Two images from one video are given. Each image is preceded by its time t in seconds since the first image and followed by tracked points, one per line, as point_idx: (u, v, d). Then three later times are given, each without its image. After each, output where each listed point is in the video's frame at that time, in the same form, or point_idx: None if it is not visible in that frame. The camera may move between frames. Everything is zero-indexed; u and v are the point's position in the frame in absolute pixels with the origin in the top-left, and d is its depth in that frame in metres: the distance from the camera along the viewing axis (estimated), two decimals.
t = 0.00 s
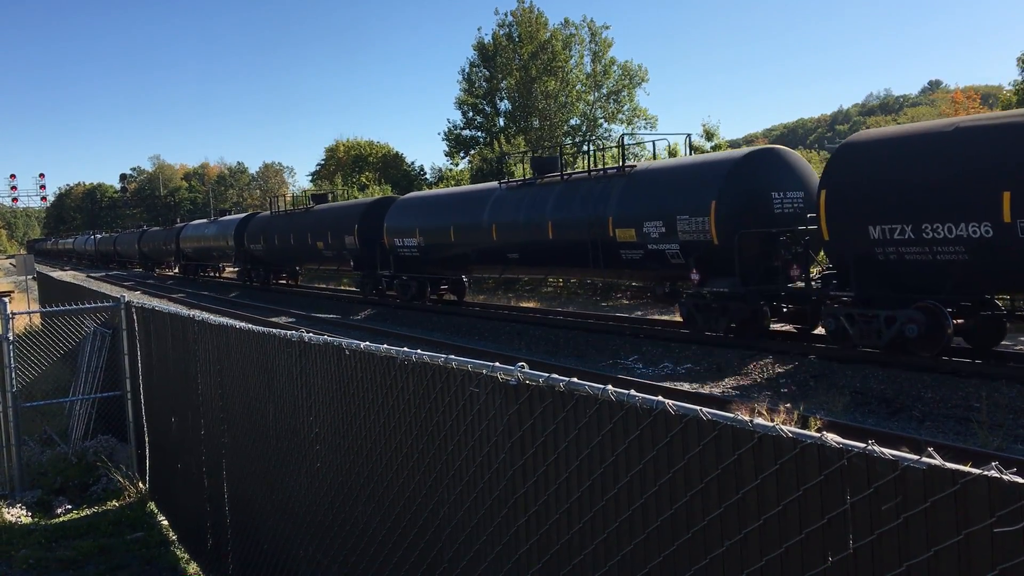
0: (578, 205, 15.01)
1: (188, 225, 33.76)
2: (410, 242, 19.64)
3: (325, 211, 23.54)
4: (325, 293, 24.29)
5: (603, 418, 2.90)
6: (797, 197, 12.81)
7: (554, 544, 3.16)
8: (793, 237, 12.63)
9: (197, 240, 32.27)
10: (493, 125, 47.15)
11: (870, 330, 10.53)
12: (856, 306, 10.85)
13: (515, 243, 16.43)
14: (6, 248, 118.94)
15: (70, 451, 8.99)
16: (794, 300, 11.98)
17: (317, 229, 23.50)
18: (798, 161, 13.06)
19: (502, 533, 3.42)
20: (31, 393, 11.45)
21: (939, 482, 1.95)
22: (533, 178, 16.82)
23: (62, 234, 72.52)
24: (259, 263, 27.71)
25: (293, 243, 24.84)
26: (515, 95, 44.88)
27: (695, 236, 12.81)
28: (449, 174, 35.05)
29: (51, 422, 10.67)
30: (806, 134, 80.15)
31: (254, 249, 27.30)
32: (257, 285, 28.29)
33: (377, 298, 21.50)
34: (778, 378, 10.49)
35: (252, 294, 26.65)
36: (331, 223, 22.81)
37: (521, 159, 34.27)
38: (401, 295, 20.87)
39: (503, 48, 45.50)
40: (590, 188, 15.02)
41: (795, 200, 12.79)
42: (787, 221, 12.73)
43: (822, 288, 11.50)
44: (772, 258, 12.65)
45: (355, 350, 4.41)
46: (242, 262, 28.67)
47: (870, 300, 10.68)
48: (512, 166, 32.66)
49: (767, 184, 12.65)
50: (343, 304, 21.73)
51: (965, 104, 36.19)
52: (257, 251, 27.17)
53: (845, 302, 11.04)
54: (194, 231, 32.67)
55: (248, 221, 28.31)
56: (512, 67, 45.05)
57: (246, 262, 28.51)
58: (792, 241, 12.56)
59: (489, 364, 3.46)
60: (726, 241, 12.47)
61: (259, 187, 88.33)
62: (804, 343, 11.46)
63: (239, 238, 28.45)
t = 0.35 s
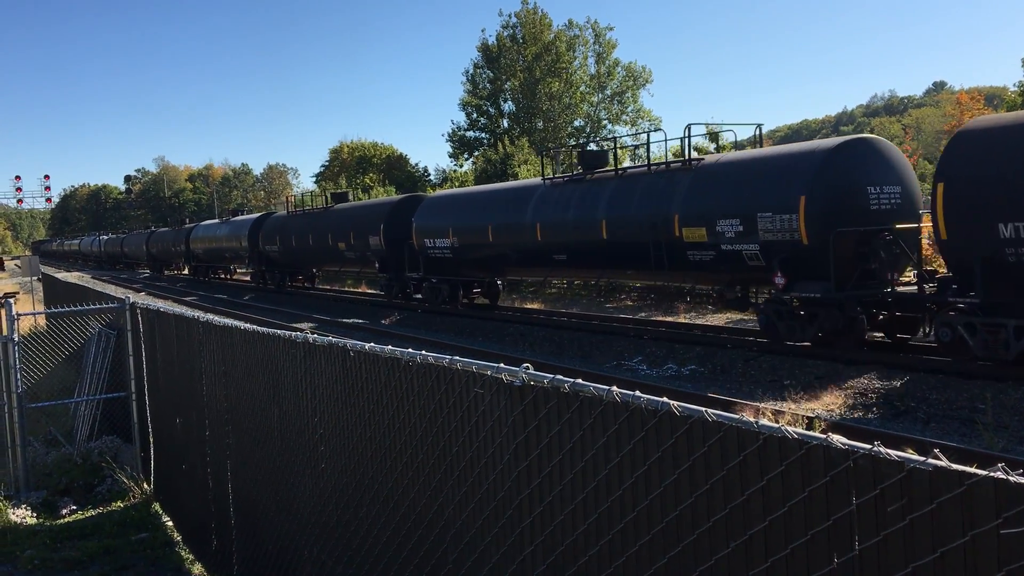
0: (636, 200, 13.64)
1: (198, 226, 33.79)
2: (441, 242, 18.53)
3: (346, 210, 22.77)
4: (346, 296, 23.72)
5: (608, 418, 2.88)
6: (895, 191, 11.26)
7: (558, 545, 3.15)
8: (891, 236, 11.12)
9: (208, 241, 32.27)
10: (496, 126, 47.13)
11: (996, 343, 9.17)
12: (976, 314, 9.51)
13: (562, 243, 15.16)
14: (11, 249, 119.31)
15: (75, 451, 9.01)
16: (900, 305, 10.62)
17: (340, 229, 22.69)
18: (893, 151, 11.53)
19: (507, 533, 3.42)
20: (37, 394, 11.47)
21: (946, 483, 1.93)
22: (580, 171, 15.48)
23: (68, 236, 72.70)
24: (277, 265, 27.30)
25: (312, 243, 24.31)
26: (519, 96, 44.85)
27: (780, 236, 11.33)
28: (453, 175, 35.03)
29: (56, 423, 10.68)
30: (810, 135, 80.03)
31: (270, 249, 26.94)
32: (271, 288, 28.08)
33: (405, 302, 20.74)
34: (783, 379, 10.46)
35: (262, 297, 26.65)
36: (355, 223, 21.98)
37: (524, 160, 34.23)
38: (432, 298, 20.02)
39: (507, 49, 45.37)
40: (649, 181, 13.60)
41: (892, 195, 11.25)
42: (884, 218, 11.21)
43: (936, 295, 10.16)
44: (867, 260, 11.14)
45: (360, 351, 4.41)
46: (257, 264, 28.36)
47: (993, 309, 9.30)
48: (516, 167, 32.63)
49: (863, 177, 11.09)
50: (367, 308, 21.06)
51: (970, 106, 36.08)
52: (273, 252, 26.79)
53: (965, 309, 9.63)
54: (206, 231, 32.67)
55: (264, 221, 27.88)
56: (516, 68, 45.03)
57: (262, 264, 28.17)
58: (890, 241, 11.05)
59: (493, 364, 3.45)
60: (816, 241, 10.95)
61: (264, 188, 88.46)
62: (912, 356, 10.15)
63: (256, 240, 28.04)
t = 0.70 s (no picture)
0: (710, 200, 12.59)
1: (212, 229, 33.67)
2: (483, 246, 17.62)
3: (374, 212, 22.08)
4: (372, 302, 23.09)
5: (614, 424, 2.88)
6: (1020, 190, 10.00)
7: (565, 551, 3.14)
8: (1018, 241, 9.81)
9: (222, 244, 32.10)
10: (503, 131, 47.26)
11: None
12: None
13: (622, 247, 14.16)
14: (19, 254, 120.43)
15: (82, 454, 9.03)
16: None
17: (369, 233, 21.96)
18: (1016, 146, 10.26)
19: (512, 539, 3.41)
20: (45, 397, 11.51)
21: (953, 489, 1.92)
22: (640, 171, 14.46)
23: (77, 239, 73.03)
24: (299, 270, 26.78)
25: (337, 247, 23.71)
26: (526, 101, 44.97)
27: (888, 239, 10.17)
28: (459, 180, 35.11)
29: (64, 426, 10.71)
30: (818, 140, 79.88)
31: (291, 253, 26.47)
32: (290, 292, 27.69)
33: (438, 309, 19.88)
34: (790, 385, 10.42)
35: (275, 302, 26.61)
36: (385, 226, 21.22)
37: (531, 165, 34.28)
38: (468, 306, 19.10)
39: (514, 54, 45.47)
40: (725, 180, 12.53)
41: (1016, 193, 9.99)
42: (1008, 220, 9.93)
43: None
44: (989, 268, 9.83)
45: (367, 355, 4.41)
46: (278, 269, 27.89)
47: None
48: (523, 172, 32.70)
49: (986, 174, 9.85)
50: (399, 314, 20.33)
51: (979, 112, 35.96)
52: (294, 256, 26.31)
53: None
54: (220, 234, 32.58)
55: (286, 224, 27.38)
56: (523, 74, 45.10)
57: (282, 268, 27.76)
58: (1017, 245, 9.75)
59: (500, 370, 3.45)
60: (932, 246, 9.74)
61: (272, 192, 88.75)
62: None
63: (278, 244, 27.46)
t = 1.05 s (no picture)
0: (794, 202, 11.36)
1: (221, 234, 33.38)
2: (522, 252, 16.43)
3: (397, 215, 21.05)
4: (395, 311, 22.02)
5: (615, 432, 2.87)
6: None
7: (565, 559, 3.13)
8: None
9: (232, 249, 31.73)
10: (506, 139, 47.38)
11: None
12: None
13: (685, 253, 12.88)
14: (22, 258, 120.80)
15: (83, 459, 9.03)
16: None
17: (393, 238, 20.84)
18: None
19: (513, 547, 3.40)
20: (46, 401, 11.51)
21: (955, 500, 1.91)
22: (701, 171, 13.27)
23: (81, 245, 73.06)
24: (315, 276, 25.94)
25: (356, 253, 22.67)
26: (528, 109, 45.07)
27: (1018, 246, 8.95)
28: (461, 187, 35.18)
29: (65, 431, 10.71)
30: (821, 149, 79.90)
31: (308, 259, 25.61)
32: (304, 300, 26.95)
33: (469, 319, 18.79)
34: (792, 394, 10.40)
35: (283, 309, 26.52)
36: (410, 232, 20.22)
37: (533, 173, 34.33)
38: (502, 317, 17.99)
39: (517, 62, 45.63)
40: (808, 182, 11.36)
41: None
42: None
43: None
44: None
45: (369, 361, 4.41)
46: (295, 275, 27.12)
47: None
48: (525, 179, 32.75)
49: None
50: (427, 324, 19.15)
51: (982, 122, 35.99)
52: (311, 261, 25.43)
53: None
54: (229, 240, 32.29)
55: (301, 229, 26.58)
56: (527, 81, 45.20)
57: (299, 275, 27.01)
58: None
59: (502, 377, 3.44)
60: None
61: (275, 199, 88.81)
62: None
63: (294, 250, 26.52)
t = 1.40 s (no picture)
0: (889, 203, 10.45)
1: (227, 235, 33.12)
2: (565, 255, 15.45)
3: (420, 216, 20.19)
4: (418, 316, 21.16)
5: (615, 436, 2.87)
6: None
7: (564, 563, 3.13)
8: None
9: (239, 251, 31.41)
10: (505, 142, 47.45)
11: None
12: None
13: (760, 257, 11.94)
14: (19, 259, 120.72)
15: (80, 461, 8.99)
16: None
17: (417, 241, 19.91)
18: None
19: (510, 552, 3.41)
20: (44, 403, 11.47)
21: (954, 506, 1.91)
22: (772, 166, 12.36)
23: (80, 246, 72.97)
24: (330, 279, 25.19)
25: (375, 255, 21.81)
26: (528, 113, 45.11)
27: None
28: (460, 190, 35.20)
29: (63, 433, 10.68)
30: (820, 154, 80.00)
31: (323, 262, 24.82)
32: (317, 304, 26.30)
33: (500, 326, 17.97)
34: (790, 399, 10.40)
35: (284, 312, 26.46)
36: (435, 234, 19.34)
37: (532, 176, 34.35)
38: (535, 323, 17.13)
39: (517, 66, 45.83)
40: (907, 179, 10.40)
41: None
42: None
43: None
44: None
45: (368, 364, 4.40)
46: (309, 278, 26.38)
47: None
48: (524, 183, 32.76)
49: None
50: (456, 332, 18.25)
51: (980, 128, 36.12)
52: (326, 263, 24.64)
53: None
54: (235, 241, 31.95)
55: (316, 231, 25.74)
56: (526, 85, 45.26)
57: (313, 278, 26.27)
58: None
59: (501, 381, 3.44)
60: None
61: (274, 201, 88.75)
62: None
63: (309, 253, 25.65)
